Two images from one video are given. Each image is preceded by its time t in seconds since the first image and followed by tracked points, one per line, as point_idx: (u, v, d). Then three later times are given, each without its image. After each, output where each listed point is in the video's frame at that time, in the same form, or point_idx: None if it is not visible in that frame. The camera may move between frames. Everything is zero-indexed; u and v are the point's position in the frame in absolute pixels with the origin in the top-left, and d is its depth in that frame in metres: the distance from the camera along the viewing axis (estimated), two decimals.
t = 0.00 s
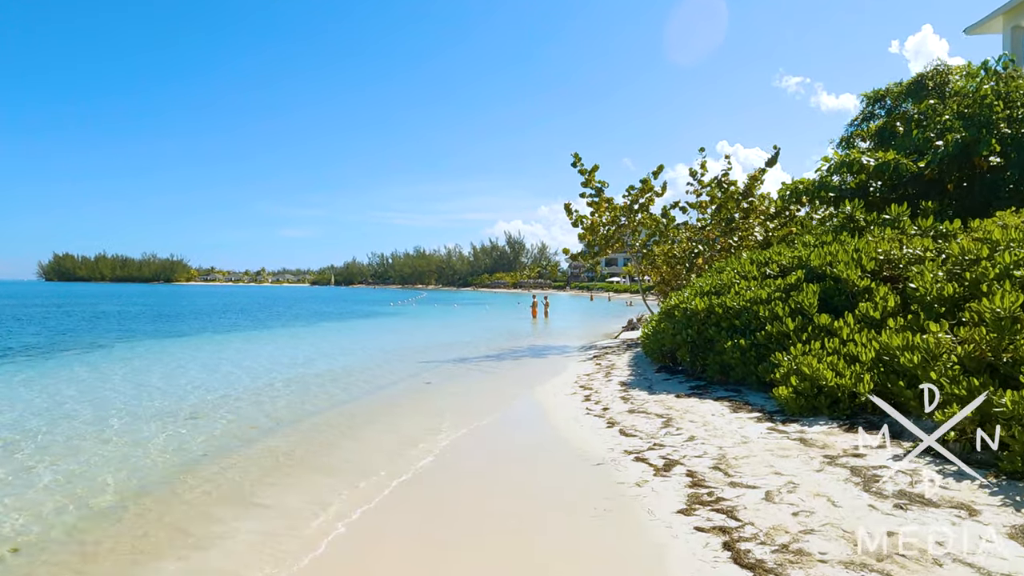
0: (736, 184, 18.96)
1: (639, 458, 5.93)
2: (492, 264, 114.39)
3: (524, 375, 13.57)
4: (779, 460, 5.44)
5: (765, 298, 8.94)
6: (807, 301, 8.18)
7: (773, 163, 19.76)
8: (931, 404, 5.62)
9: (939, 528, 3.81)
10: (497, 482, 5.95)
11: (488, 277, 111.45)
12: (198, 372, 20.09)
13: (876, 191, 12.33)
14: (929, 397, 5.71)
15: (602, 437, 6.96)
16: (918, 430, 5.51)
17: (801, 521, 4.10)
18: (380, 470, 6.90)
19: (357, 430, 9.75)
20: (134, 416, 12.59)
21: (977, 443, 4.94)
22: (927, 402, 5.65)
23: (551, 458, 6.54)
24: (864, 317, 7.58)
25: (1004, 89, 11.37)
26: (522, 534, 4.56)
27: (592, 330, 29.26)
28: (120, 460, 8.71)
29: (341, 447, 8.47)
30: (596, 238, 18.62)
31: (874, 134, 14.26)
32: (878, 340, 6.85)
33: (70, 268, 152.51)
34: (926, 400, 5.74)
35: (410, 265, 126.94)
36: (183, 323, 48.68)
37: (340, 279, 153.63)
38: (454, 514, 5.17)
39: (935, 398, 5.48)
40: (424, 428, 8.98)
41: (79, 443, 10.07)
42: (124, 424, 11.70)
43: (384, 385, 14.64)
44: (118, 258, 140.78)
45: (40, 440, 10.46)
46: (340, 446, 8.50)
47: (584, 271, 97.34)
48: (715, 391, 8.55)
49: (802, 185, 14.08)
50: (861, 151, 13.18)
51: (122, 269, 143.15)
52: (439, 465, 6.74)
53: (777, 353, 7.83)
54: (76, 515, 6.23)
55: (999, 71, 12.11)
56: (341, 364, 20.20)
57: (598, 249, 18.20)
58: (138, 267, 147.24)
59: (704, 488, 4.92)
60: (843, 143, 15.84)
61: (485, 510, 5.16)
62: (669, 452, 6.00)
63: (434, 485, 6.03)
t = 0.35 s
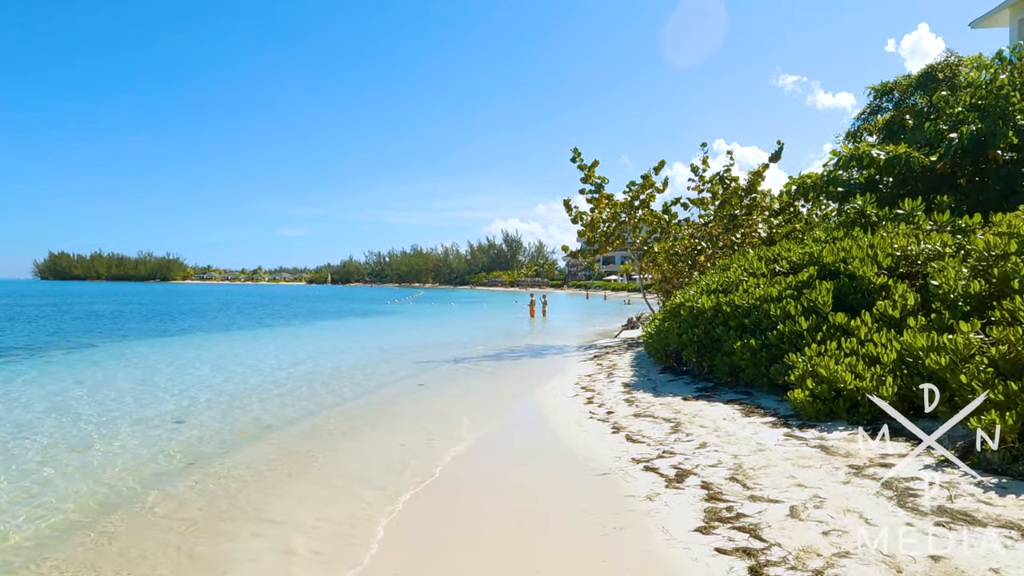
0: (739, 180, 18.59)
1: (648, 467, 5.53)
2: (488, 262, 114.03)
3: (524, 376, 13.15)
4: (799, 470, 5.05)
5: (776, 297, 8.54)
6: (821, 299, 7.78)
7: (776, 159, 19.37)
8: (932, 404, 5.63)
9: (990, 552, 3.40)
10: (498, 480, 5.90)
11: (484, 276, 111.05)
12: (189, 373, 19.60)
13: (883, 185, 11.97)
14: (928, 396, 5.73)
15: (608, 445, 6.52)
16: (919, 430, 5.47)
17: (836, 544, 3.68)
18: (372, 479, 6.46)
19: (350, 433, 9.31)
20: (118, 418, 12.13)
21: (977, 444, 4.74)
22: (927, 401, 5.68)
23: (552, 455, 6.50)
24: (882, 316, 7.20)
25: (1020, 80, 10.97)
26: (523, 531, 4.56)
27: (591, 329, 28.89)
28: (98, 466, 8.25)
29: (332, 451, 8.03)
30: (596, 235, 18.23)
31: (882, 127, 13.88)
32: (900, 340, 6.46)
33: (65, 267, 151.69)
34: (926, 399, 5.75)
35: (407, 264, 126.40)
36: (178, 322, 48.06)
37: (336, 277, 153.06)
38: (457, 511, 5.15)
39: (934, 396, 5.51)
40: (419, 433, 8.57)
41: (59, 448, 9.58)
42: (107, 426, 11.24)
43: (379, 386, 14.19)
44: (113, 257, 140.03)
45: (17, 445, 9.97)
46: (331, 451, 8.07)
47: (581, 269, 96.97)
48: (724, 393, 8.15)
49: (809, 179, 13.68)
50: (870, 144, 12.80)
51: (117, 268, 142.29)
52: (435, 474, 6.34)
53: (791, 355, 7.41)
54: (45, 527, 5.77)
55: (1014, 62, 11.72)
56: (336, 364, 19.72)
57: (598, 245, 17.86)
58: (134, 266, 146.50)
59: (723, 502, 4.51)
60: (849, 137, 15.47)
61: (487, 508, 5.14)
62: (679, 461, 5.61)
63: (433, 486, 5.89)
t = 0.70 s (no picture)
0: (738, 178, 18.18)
1: (652, 485, 5.11)
2: (483, 262, 113.48)
3: (518, 380, 12.71)
4: (817, 489, 4.63)
5: (782, 299, 8.12)
6: (831, 302, 7.35)
7: (775, 156, 18.99)
8: (932, 403, 5.41)
9: None
10: (494, 492, 5.65)
11: (478, 275, 110.53)
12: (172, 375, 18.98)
13: (889, 183, 11.59)
14: (928, 396, 5.51)
15: (608, 459, 6.08)
16: (914, 430, 5.47)
17: None
18: (354, 499, 5.99)
19: (334, 441, 8.83)
20: (94, 424, 11.58)
21: (976, 443, 4.97)
22: (927, 401, 5.45)
23: (549, 468, 6.23)
24: (896, 319, 6.80)
25: None
26: (516, 547, 4.31)
27: (586, 330, 28.47)
28: (64, 478, 7.72)
29: (313, 463, 7.54)
30: (592, 234, 17.80)
31: (886, 123, 13.51)
32: (918, 346, 6.06)
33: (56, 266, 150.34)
34: (924, 399, 5.52)
35: (401, 263, 125.71)
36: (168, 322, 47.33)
37: (329, 277, 152.17)
38: (452, 522, 4.96)
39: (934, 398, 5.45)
40: (408, 442, 8.12)
41: (27, 458, 9.05)
42: (79, 432, 10.67)
43: (369, 390, 13.71)
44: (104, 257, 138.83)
45: None
46: (312, 463, 7.58)
47: (575, 268, 96.55)
48: (728, 401, 7.74)
49: (812, 175, 13.30)
50: (874, 141, 12.43)
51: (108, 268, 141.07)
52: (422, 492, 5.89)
53: (800, 361, 7.00)
54: None
55: None
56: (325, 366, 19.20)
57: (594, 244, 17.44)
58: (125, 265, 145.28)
59: (736, 529, 4.08)
60: (852, 133, 15.10)
61: (484, 516, 5.01)
62: (685, 477, 5.19)
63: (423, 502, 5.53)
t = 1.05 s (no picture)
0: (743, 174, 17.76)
1: (667, 499, 4.68)
2: (482, 262, 113.02)
3: (519, 382, 12.29)
4: (850, 502, 4.21)
5: (797, 296, 7.71)
6: (850, 299, 6.95)
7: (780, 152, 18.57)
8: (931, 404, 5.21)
9: None
10: (497, 499, 5.38)
11: (478, 275, 110.07)
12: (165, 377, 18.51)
13: (902, 177, 11.20)
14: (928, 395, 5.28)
15: (616, 469, 5.64)
16: (916, 428, 5.28)
17: None
18: (345, 510, 5.56)
19: (327, 446, 8.39)
20: (80, 427, 11.13)
21: (976, 444, 4.99)
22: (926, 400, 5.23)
23: (554, 471, 5.96)
24: (922, 318, 6.39)
25: None
26: (522, 561, 4.06)
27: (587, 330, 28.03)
28: (42, 484, 7.28)
29: (303, 470, 7.11)
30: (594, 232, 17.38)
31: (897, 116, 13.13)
32: (947, 347, 5.65)
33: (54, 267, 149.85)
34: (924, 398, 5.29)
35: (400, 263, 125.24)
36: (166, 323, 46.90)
37: (328, 277, 151.69)
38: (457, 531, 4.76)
39: (935, 397, 5.23)
40: (404, 447, 7.69)
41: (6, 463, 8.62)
42: (63, 436, 10.22)
43: (365, 391, 13.28)
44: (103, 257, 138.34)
45: None
46: (302, 469, 7.15)
47: (575, 268, 96.11)
48: (741, 405, 7.32)
49: (821, 170, 12.90)
50: (887, 134, 12.04)
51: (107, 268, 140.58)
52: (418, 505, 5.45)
53: (820, 362, 6.58)
54: None
55: None
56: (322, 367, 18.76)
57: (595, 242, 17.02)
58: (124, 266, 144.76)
59: (765, 550, 3.66)
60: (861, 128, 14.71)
61: (493, 522, 4.84)
62: (703, 489, 4.76)
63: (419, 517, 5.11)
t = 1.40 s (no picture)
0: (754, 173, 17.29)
1: (689, 529, 4.23)
2: (486, 262, 112.44)
3: (524, 387, 11.86)
4: (897, 539, 3.74)
5: (819, 301, 7.24)
6: (877, 305, 6.50)
7: (792, 150, 18.08)
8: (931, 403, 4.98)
9: None
10: (500, 511, 5.16)
11: (482, 276, 109.53)
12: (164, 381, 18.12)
13: (923, 175, 10.73)
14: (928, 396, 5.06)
15: (630, 491, 5.19)
16: (917, 426, 5.08)
17: None
18: (336, 529, 5.14)
19: (324, 457, 7.97)
20: (71, 435, 10.72)
21: (976, 442, 4.82)
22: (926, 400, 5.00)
23: (560, 484, 5.70)
24: (958, 324, 5.91)
25: None
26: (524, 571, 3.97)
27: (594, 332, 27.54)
28: (23, 499, 6.87)
29: (296, 484, 6.70)
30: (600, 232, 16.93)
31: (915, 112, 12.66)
32: (988, 356, 5.18)
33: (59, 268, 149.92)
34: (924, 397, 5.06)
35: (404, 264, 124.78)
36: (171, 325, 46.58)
37: (332, 278, 151.36)
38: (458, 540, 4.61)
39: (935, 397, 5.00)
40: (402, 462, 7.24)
41: None
42: (50, 445, 9.81)
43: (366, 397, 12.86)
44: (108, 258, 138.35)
45: None
46: (293, 484, 6.73)
47: (580, 269, 95.50)
48: (760, 417, 6.85)
49: (837, 168, 12.45)
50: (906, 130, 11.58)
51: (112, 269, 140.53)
52: (413, 527, 5.02)
53: (848, 374, 6.09)
54: None
55: None
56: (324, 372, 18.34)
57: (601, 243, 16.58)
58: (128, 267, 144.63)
59: None
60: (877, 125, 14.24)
61: (496, 530, 4.74)
62: (728, 518, 4.31)
63: (415, 540, 4.69)
